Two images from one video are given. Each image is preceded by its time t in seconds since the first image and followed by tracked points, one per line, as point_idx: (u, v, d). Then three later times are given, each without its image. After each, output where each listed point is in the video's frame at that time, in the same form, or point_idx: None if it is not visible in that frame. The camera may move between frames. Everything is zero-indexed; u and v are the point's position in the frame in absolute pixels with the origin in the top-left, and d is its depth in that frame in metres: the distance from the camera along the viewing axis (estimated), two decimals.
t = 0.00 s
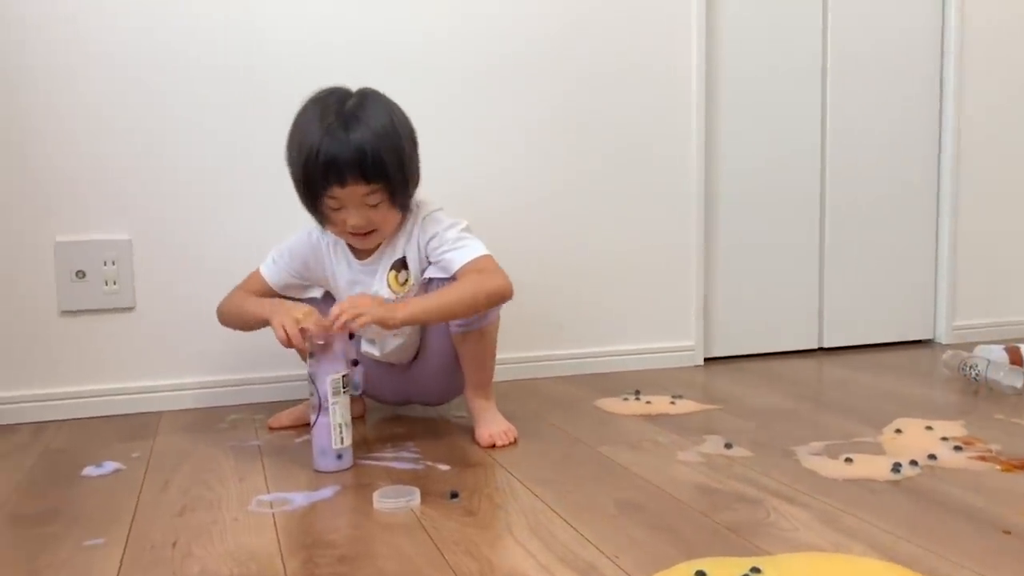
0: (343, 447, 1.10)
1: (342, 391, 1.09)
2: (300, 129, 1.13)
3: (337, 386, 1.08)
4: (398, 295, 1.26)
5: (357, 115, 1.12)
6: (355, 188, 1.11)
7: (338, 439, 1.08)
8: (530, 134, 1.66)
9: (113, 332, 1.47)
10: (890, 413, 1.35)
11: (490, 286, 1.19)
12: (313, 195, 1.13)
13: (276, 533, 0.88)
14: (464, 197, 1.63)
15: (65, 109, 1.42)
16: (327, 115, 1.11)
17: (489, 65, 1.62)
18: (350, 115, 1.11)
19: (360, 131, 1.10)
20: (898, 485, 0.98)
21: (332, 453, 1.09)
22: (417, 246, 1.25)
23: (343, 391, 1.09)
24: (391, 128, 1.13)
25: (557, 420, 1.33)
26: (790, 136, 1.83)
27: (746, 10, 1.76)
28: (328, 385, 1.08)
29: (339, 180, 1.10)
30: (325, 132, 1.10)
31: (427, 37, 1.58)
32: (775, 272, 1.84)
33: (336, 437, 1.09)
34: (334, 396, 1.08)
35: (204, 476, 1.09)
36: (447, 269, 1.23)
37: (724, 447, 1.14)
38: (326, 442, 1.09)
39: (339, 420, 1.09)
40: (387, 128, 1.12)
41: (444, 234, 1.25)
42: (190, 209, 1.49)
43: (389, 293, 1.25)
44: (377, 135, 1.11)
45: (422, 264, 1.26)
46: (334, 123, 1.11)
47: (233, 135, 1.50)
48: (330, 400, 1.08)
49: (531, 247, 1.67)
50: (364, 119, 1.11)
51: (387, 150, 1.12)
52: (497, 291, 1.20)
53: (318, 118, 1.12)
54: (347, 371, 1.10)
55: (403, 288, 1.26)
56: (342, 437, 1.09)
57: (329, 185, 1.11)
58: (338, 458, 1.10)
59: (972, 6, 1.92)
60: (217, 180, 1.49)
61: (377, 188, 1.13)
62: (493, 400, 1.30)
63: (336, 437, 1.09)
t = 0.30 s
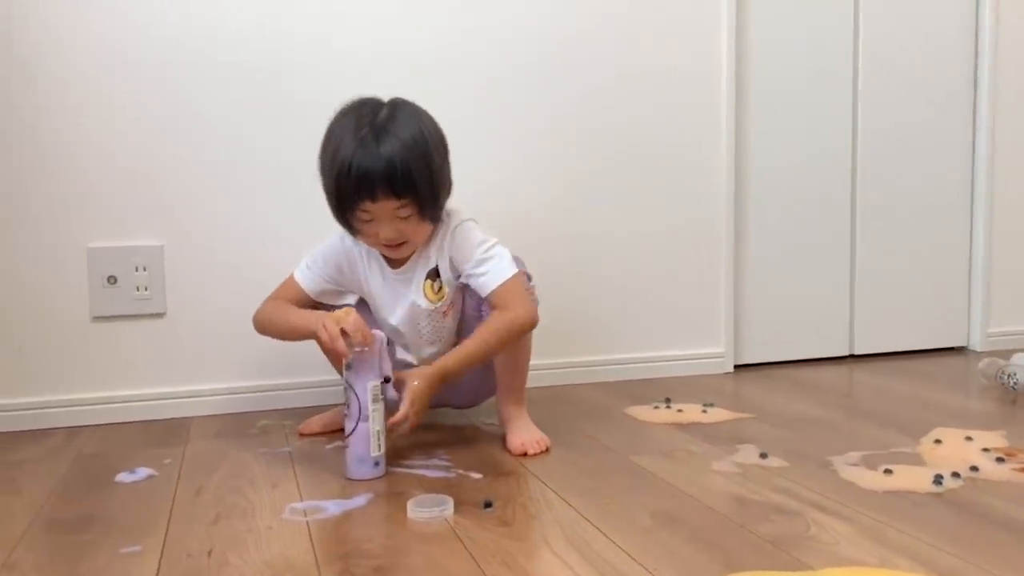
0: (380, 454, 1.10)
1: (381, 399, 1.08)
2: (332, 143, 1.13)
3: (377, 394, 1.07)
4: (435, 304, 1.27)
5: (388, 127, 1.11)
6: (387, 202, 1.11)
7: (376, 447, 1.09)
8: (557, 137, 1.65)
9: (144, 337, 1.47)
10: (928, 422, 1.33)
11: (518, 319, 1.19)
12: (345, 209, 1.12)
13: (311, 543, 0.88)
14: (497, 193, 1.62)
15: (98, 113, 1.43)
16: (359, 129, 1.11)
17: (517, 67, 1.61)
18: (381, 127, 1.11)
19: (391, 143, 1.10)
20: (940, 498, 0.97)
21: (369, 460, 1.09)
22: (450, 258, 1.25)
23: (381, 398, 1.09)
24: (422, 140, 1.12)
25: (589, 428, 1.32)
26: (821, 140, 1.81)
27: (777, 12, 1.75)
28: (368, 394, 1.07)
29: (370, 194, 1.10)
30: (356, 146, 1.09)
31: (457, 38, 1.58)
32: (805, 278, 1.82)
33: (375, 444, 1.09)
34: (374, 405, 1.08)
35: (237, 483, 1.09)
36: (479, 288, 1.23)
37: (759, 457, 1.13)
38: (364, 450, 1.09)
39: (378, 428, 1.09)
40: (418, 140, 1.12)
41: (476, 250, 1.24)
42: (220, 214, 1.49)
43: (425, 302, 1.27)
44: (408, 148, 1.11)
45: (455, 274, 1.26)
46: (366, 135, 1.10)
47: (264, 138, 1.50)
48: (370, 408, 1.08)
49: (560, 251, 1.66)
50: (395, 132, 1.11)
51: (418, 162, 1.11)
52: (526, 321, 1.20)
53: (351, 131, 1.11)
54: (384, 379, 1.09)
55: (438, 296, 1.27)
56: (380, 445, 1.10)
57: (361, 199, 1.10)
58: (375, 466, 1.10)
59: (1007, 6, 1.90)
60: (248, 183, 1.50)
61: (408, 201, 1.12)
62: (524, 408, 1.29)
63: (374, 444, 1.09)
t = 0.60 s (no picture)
0: (398, 461, 1.09)
1: (397, 404, 1.07)
2: (344, 142, 1.13)
3: (394, 398, 1.07)
4: (450, 306, 1.26)
5: (399, 127, 1.11)
6: (396, 200, 1.10)
7: (393, 453, 1.08)
8: (576, 140, 1.64)
9: (163, 342, 1.47)
10: (954, 426, 1.31)
11: (532, 324, 1.19)
12: (355, 207, 1.12)
13: (331, 548, 0.87)
14: (506, 194, 1.60)
15: (116, 117, 1.43)
16: (370, 128, 1.11)
17: (535, 70, 1.60)
18: (392, 127, 1.11)
19: (401, 142, 1.09)
20: (971, 503, 0.95)
21: (387, 466, 1.08)
22: (465, 261, 1.24)
23: (399, 403, 1.08)
24: (433, 140, 1.11)
25: (609, 432, 1.31)
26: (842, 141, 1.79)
27: (798, 12, 1.73)
28: (385, 398, 1.06)
29: (379, 192, 1.09)
30: (366, 144, 1.09)
31: (476, 40, 1.57)
32: (827, 280, 1.80)
33: (392, 450, 1.08)
34: (390, 410, 1.07)
35: (256, 488, 1.09)
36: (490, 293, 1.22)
37: (784, 462, 1.11)
38: (382, 456, 1.08)
39: (395, 433, 1.08)
40: (428, 140, 1.11)
41: (489, 255, 1.22)
42: (239, 218, 1.49)
43: (440, 304, 1.26)
44: (417, 147, 1.10)
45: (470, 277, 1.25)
46: (376, 134, 1.10)
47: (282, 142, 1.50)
48: (386, 413, 1.07)
49: (579, 255, 1.65)
50: (405, 131, 1.10)
51: (429, 161, 1.10)
52: (536, 329, 1.20)
53: (362, 130, 1.11)
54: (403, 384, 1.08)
55: (453, 298, 1.26)
56: (398, 450, 1.08)
57: (370, 197, 1.10)
58: (392, 472, 1.08)
59: None
60: (265, 188, 1.50)
61: (418, 199, 1.11)
62: (544, 411, 1.28)
63: (391, 450, 1.08)
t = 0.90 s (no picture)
0: (406, 470, 1.07)
1: (405, 413, 1.05)
2: (348, 145, 1.14)
3: (399, 407, 1.04)
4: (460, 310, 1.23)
5: (399, 127, 1.10)
6: (398, 197, 1.09)
7: (401, 461, 1.05)
8: (586, 143, 1.63)
9: (173, 349, 1.47)
10: (972, 429, 1.29)
11: (549, 294, 1.16)
12: (359, 208, 1.12)
13: (344, 557, 0.87)
14: (516, 198, 1.60)
15: (125, 122, 1.43)
16: (370, 129, 1.11)
17: (545, 72, 1.60)
18: (392, 127, 1.10)
19: (401, 141, 1.09)
20: (992, 508, 0.93)
21: (395, 474, 1.07)
22: (480, 259, 1.23)
23: (408, 412, 1.05)
24: (434, 139, 1.11)
25: (622, 438, 1.29)
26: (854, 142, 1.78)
27: (808, 13, 1.72)
28: (391, 406, 1.05)
29: (380, 192, 1.09)
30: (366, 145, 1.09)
31: (486, 43, 1.56)
32: (840, 283, 1.79)
33: (398, 459, 1.06)
34: (397, 418, 1.05)
35: (268, 496, 1.08)
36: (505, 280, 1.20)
37: (800, 467, 1.10)
38: (389, 464, 1.06)
39: (401, 442, 1.05)
40: (429, 139, 1.10)
41: (505, 245, 1.22)
42: (249, 225, 1.49)
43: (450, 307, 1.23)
44: (417, 145, 1.09)
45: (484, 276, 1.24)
46: (377, 135, 1.10)
47: (292, 147, 1.49)
48: (393, 421, 1.05)
49: (590, 258, 1.64)
50: (406, 130, 1.10)
51: (430, 160, 1.10)
52: (554, 302, 1.16)
53: (364, 132, 1.12)
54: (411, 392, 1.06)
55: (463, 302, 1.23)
56: (405, 460, 1.06)
57: (372, 195, 1.10)
58: (400, 481, 1.07)
59: None
60: (275, 194, 1.49)
61: (420, 196, 1.10)
62: (556, 417, 1.27)
63: (399, 458, 1.06)
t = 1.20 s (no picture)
0: (403, 475, 1.05)
1: (394, 416, 1.04)
2: (355, 143, 1.14)
3: (388, 412, 1.04)
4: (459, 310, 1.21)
5: (406, 123, 1.11)
6: (403, 190, 1.09)
7: (395, 466, 1.04)
8: (591, 145, 1.63)
9: (178, 355, 1.47)
10: (981, 433, 1.29)
11: (545, 288, 1.14)
12: (364, 203, 1.12)
13: (349, 565, 0.86)
14: (521, 201, 1.59)
15: (131, 128, 1.43)
16: (377, 125, 1.11)
17: (549, 75, 1.60)
18: (399, 123, 1.11)
19: (407, 136, 1.09)
20: (1003, 514, 0.92)
21: (392, 480, 1.05)
22: (482, 259, 1.21)
23: (399, 416, 1.05)
24: (439, 134, 1.11)
25: (628, 443, 1.29)
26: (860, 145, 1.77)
27: (813, 15, 1.72)
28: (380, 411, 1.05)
29: (386, 186, 1.09)
30: (373, 140, 1.09)
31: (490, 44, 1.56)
32: (847, 286, 1.78)
33: (393, 463, 1.05)
34: (387, 422, 1.04)
35: (273, 503, 1.07)
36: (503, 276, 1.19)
37: (808, 472, 1.09)
38: (385, 469, 1.05)
39: (394, 446, 1.05)
40: (435, 134, 1.11)
41: (508, 245, 1.21)
42: (254, 230, 1.48)
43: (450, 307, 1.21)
44: (424, 140, 1.09)
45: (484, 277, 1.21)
46: (384, 131, 1.10)
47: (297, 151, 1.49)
48: (383, 426, 1.05)
49: (596, 262, 1.64)
50: (412, 126, 1.10)
51: (435, 155, 1.10)
52: (550, 295, 1.15)
53: (371, 128, 1.12)
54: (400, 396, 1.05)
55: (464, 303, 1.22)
56: (400, 464, 1.05)
57: (377, 190, 1.10)
58: (399, 487, 1.05)
59: None
60: (280, 198, 1.49)
61: (426, 190, 1.10)
62: (560, 424, 1.27)
63: (393, 464, 1.05)
